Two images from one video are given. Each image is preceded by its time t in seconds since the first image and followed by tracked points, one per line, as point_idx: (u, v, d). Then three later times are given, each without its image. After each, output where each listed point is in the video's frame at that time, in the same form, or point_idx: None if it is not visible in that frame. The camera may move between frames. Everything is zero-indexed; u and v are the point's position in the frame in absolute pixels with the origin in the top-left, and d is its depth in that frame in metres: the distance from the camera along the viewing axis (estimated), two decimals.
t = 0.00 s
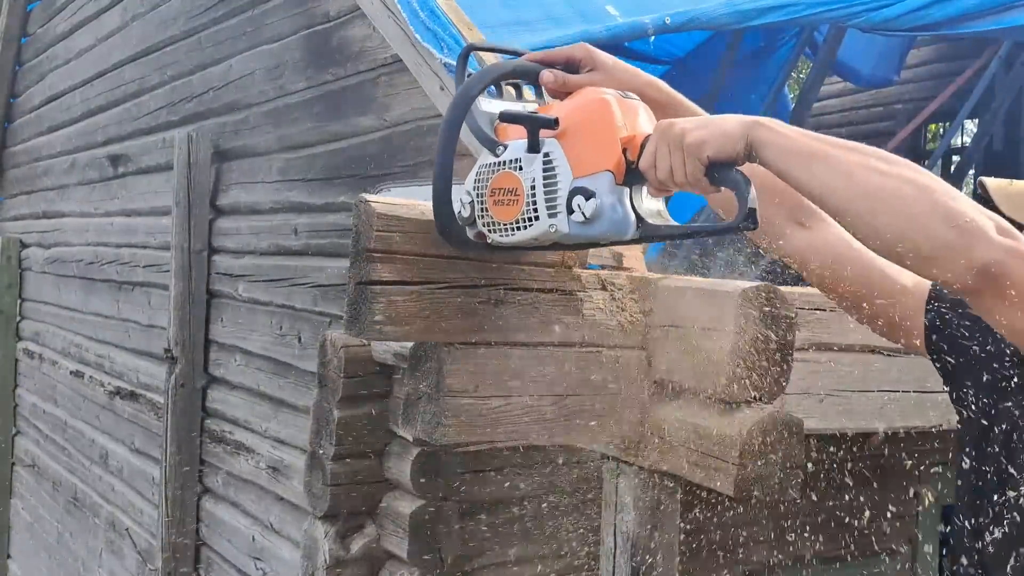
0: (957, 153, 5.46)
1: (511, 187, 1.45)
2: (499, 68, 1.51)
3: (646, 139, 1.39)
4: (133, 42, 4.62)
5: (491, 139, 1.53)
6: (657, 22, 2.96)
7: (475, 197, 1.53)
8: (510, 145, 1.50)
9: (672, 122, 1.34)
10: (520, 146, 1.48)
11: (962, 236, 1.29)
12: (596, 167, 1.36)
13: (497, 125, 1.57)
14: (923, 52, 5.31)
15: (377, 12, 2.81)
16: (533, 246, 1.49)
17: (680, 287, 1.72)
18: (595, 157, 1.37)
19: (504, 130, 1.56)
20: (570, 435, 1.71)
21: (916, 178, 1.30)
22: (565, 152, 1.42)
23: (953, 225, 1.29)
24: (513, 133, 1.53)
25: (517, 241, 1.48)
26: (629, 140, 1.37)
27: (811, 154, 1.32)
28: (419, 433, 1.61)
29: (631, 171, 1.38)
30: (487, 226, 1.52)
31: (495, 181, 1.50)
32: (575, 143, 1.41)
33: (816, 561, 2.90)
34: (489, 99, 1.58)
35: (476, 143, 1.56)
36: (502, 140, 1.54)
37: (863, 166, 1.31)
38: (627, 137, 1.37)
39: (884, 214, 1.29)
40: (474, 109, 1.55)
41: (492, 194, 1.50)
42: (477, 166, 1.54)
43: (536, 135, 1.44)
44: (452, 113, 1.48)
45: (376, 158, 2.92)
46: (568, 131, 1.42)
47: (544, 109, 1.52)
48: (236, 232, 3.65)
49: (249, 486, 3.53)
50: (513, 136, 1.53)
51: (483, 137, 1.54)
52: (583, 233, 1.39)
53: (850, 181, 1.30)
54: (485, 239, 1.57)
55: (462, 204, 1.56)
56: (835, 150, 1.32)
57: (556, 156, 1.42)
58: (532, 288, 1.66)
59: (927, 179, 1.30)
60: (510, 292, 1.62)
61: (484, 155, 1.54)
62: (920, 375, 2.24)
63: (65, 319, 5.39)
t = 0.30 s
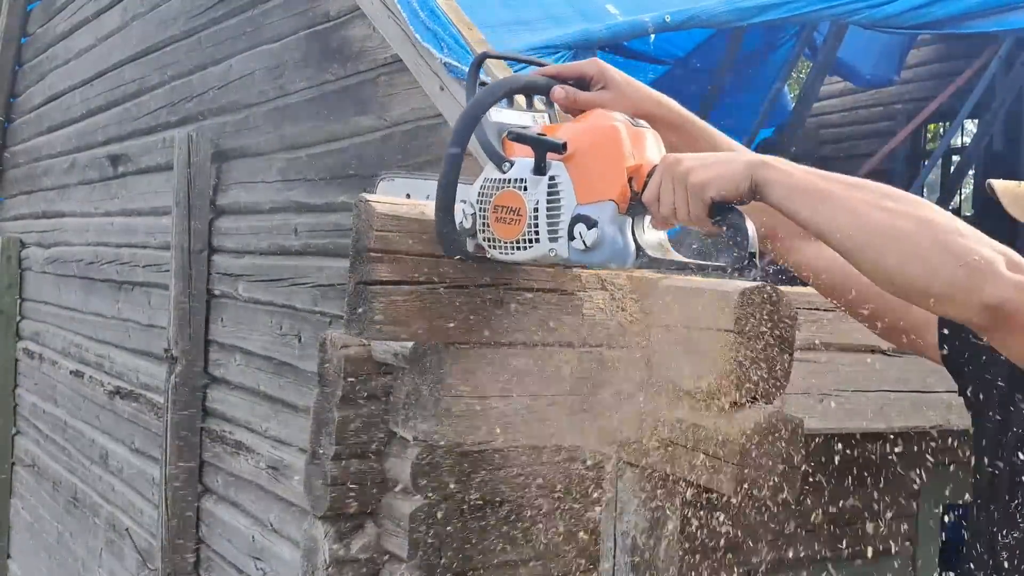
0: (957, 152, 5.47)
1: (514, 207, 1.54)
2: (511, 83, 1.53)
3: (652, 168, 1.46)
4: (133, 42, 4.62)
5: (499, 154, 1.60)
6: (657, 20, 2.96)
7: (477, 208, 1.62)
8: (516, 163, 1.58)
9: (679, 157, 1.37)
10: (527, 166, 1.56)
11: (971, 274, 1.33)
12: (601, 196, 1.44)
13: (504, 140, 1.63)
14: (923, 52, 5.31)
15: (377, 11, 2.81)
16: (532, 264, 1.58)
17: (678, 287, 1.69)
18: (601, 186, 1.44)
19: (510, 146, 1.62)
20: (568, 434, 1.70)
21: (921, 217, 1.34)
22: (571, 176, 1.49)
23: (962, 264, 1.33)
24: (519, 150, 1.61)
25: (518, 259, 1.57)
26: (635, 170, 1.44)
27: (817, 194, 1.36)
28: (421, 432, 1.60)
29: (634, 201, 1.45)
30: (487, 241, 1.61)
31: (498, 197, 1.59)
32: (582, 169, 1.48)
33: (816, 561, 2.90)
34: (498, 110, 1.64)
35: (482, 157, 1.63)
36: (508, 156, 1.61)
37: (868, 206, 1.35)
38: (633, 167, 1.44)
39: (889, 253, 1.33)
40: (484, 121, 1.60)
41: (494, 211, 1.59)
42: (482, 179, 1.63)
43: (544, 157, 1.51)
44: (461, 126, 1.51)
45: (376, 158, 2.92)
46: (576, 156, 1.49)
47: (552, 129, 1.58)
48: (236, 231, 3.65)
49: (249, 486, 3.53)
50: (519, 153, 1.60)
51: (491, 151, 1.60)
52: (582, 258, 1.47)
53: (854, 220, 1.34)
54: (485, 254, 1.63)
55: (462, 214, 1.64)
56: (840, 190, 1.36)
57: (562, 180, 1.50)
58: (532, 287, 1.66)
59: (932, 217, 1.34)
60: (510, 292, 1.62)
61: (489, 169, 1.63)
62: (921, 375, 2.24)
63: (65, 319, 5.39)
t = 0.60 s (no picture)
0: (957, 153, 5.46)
1: (516, 219, 1.58)
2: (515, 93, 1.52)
3: (654, 186, 1.50)
4: (133, 42, 4.62)
5: (502, 165, 1.63)
6: (657, 21, 2.96)
7: (479, 217, 1.65)
8: (518, 175, 1.61)
9: (680, 177, 1.40)
10: (529, 177, 1.59)
11: (972, 300, 1.32)
12: (602, 212, 1.47)
13: (507, 150, 1.65)
14: (923, 52, 5.32)
15: (377, 11, 2.81)
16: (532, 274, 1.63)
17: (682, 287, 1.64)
18: (603, 203, 1.48)
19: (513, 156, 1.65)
20: (568, 435, 1.68)
21: (925, 241, 1.32)
22: (573, 191, 1.53)
23: (963, 289, 1.32)
24: (521, 161, 1.63)
25: (519, 268, 1.62)
26: (637, 187, 1.47)
27: (818, 216, 1.36)
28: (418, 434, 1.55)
29: (636, 217, 1.49)
30: (488, 251, 1.65)
31: (501, 207, 1.61)
32: (586, 185, 1.50)
33: (816, 561, 2.89)
34: (501, 120, 1.66)
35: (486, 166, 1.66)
36: (511, 167, 1.64)
37: (870, 228, 1.34)
38: (636, 184, 1.47)
39: (890, 278, 1.32)
40: (489, 129, 1.63)
41: (495, 220, 1.61)
42: (485, 188, 1.65)
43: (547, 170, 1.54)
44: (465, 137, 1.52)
45: (376, 158, 2.92)
46: (579, 171, 1.51)
47: (556, 141, 1.60)
48: (236, 231, 3.65)
49: (249, 486, 3.53)
50: (521, 164, 1.63)
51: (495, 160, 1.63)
52: (581, 271, 1.52)
53: (855, 244, 1.33)
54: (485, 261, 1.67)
55: (463, 221, 1.67)
56: (842, 212, 1.36)
57: (564, 194, 1.54)
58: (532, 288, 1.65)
59: (937, 241, 1.32)
60: (510, 292, 1.61)
61: (492, 179, 1.65)
62: (922, 375, 2.23)
63: (65, 319, 5.40)
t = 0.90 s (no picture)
0: (957, 153, 5.47)
1: (512, 211, 1.51)
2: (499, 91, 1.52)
3: (649, 168, 1.43)
4: (133, 42, 4.62)
5: (496, 159, 1.57)
6: (657, 21, 2.96)
7: (477, 215, 1.59)
8: (514, 167, 1.55)
9: (675, 156, 1.36)
10: (524, 169, 1.53)
11: (965, 279, 1.33)
12: (599, 196, 1.40)
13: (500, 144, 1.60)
14: (922, 52, 5.32)
15: (377, 11, 2.81)
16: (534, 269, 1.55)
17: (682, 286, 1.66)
18: (599, 186, 1.41)
19: (507, 150, 1.60)
20: (569, 434, 1.71)
21: (922, 222, 1.34)
22: (567, 177, 1.46)
23: (957, 268, 1.33)
24: (517, 155, 1.58)
25: (519, 263, 1.53)
26: (632, 169, 1.41)
27: (816, 194, 1.36)
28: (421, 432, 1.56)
29: (633, 200, 1.42)
30: (488, 247, 1.58)
31: (497, 202, 1.56)
32: (580, 170, 1.44)
33: (817, 561, 2.89)
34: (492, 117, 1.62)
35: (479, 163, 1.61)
36: (506, 161, 1.59)
37: (867, 207, 1.35)
38: (630, 167, 1.40)
39: (887, 257, 1.33)
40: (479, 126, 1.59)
41: (493, 215, 1.56)
42: (480, 185, 1.60)
43: (540, 159, 1.48)
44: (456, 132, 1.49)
45: (376, 157, 2.92)
46: (572, 157, 1.45)
47: (548, 133, 1.55)
48: (237, 231, 3.65)
49: (249, 486, 3.53)
50: (517, 158, 1.58)
51: (487, 155, 1.58)
52: (582, 259, 1.44)
53: (852, 223, 1.34)
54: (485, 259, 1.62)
55: (462, 220, 1.61)
56: (839, 190, 1.36)
57: (559, 182, 1.47)
58: (532, 289, 1.66)
59: (932, 220, 1.34)
60: (510, 293, 1.63)
61: (487, 175, 1.60)
62: (922, 375, 2.23)
63: (65, 319, 5.40)
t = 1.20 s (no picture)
0: (957, 153, 5.46)
1: (512, 211, 1.48)
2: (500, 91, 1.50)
3: (646, 165, 1.41)
4: (133, 42, 4.62)
5: (494, 160, 1.55)
6: (657, 22, 2.96)
7: (477, 217, 1.56)
8: (513, 168, 1.52)
9: (673, 152, 1.36)
10: (523, 169, 1.50)
11: (961, 272, 1.35)
12: (599, 194, 1.38)
13: (498, 146, 1.58)
14: (923, 52, 5.31)
15: (377, 11, 2.81)
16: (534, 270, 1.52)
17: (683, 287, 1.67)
18: (598, 183, 1.38)
19: (505, 152, 1.57)
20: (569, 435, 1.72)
21: (919, 215, 1.35)
22: (566, 176, 1.44)
23: (954, 261, 1.34)
24: (514, 156, 1.55)
25: (520, 263, 1.50)
26: (630, 167, 1.39)
27: (815, 188, 1.37)
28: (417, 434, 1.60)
29: (632, 197, 1.39)
30: (488, 250, 1.55)
31: (496, 204, 1.53)
32: (579, 169, 1.42)
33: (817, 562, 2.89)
34: (490, 121, 1.59)
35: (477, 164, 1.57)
36: (504, 163, 1.55)
37: (866, 201, 1.36)
38: (628, 165, 1.39)
39: (885, 250, 1.34)
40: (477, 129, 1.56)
41: (493, 217, 1.52)
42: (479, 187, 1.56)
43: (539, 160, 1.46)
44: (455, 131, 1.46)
45: (376, 158, 2.92)
46: (570, 156, 1.43)
47: (545, 134, 1.53)
48: (237, 231, 3.65)
49: (249, 486, 3.53)
50: (514, 159, 1.54)
51: (485, 157, 1.55)
52: (583, 258, 1.41)
53: (852, 217, 1.35)
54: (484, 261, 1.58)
55: (462, 223, 1.59)
56: (838, 184, 1.37)
57: (558, 182, 1.44)
58: (531, 290, 1.66)
59: (930, 214, 1.35)
60: (509, 293, 1.62)
61: (486, 177, 1.56)
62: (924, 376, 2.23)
63: (65, 319, 5.39)
